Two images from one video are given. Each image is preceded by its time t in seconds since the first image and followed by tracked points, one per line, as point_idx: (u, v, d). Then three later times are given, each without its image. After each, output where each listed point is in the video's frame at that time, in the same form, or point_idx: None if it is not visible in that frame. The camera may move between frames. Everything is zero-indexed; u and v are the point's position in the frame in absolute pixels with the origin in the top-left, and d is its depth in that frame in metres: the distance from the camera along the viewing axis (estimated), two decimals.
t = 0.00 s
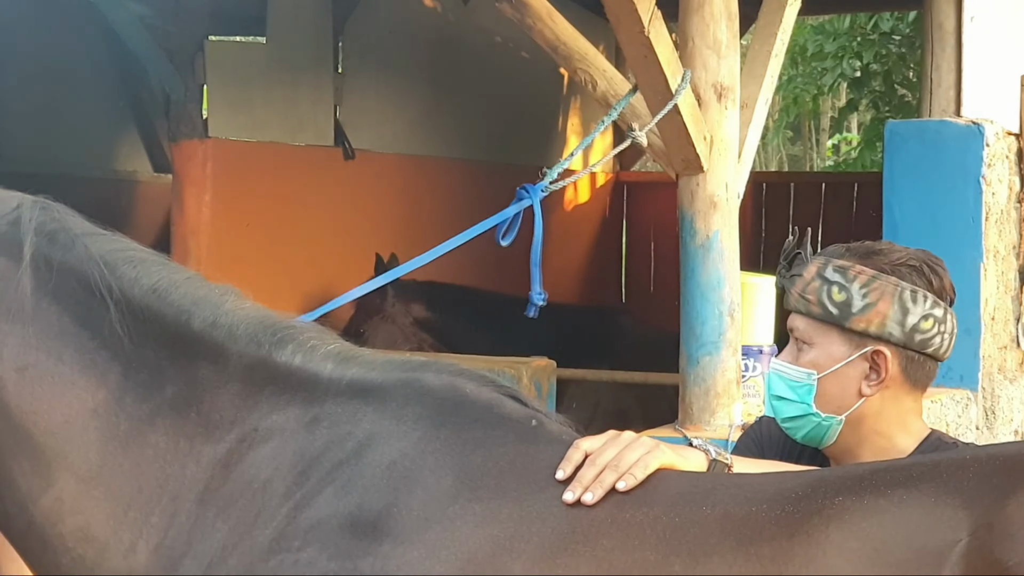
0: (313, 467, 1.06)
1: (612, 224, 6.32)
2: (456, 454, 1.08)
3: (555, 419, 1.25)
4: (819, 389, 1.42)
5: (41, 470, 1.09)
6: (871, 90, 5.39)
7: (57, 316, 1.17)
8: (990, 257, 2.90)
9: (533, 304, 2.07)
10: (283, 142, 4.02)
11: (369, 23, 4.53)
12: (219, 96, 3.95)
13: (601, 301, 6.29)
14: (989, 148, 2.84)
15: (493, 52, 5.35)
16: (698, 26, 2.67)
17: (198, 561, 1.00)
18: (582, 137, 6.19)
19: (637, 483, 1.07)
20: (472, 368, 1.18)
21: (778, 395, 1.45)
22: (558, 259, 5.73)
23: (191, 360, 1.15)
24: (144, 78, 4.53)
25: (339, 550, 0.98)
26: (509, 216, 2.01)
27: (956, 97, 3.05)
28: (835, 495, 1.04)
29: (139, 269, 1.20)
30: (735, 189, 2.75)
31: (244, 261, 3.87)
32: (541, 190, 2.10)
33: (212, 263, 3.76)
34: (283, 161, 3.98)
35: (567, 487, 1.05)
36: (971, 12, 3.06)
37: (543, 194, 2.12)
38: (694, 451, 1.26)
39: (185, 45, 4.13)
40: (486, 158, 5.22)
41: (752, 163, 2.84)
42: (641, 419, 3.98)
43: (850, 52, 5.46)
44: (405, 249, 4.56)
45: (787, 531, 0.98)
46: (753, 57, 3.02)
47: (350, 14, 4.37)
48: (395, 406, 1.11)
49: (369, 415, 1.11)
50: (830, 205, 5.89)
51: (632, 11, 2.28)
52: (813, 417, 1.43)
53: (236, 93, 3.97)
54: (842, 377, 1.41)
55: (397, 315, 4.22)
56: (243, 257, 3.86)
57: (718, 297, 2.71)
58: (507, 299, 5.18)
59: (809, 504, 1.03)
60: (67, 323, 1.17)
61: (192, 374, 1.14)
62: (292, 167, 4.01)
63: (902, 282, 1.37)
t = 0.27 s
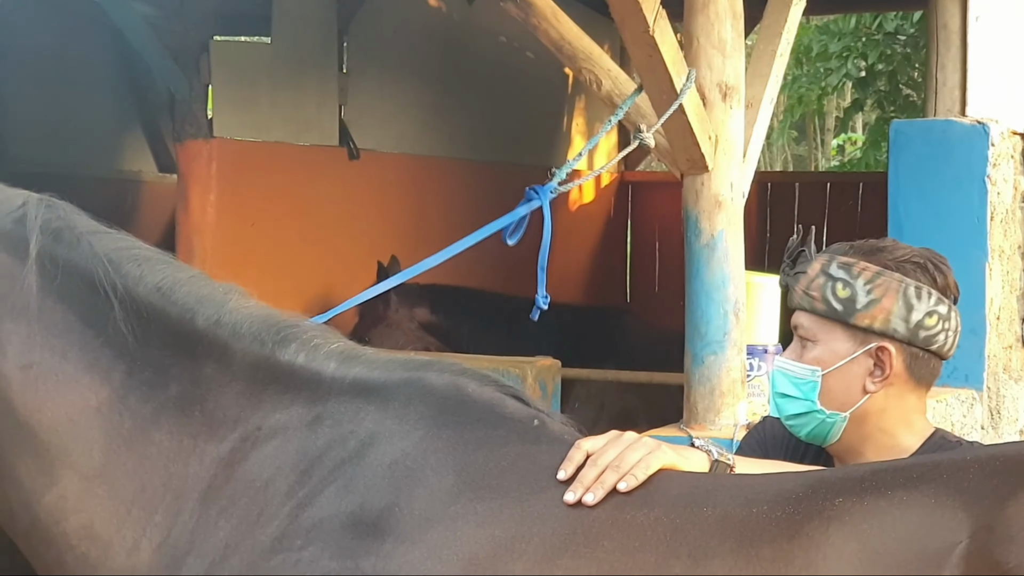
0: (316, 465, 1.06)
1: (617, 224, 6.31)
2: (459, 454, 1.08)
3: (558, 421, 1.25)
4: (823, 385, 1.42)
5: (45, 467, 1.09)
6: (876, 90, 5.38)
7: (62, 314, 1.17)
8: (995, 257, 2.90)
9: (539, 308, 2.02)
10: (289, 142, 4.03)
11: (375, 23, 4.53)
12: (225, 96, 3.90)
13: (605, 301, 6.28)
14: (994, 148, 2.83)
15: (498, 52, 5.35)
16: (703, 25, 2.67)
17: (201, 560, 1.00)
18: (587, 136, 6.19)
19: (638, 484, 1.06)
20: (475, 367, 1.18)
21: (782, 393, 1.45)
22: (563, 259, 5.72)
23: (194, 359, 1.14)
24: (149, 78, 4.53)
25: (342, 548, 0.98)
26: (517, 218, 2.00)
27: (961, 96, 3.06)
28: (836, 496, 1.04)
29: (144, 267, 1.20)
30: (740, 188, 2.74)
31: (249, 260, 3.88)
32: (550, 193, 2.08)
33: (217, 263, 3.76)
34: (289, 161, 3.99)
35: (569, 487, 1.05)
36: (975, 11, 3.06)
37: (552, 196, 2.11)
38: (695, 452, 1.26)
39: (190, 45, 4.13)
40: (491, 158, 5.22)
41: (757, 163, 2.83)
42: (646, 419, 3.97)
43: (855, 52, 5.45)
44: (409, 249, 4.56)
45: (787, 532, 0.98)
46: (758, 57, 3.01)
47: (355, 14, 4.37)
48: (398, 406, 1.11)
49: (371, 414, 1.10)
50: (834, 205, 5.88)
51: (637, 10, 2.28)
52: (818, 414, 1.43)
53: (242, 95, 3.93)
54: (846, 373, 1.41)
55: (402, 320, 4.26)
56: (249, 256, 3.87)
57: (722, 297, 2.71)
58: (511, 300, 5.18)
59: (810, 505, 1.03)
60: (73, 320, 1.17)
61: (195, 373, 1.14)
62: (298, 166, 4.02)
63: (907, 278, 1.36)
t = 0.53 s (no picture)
0: (316, 464, 1.06)
1: (621, 223, 6.30)
2: (459, 453, 1.08)
3: (560, 421, 1.24)
4: (830, 383, 1.41)
5: (44, 467, 1.08)
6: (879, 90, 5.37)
7: (60, 313, 1.17)
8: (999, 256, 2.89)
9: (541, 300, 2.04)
10: (292, 141, 4.03)
11: (378, 22, 4.53)
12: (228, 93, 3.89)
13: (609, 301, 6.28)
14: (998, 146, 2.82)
15: (501, 51, 5.35)
16: (706, 23, 2.66)
17: (202, 560, 1.00)
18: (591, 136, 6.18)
19: (638, 483, 1.06)
20: (474, 366, 1.18)
21: (787, 392, 1.44)
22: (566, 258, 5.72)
23: (195, 359, 1.14)
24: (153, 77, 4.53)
25: (342, 547, 0.98)
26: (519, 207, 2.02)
27: (965, 96, 3.02)
28: (836, 496, 1.04)
29: (144, 267, 1.19)
30: (743, 187, 2.74)
31: (253, 259, 3.88)
32: (550, 184, 2.08)
33: (220, 261, 3.77)
34: (292, 160, 3.99)
35: (569, 486, 1.05)
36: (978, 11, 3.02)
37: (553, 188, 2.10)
38: (696, 452, 1.26)
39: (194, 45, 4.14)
40: (495, 158, 5.21)
41: (760, 161, 2.83)
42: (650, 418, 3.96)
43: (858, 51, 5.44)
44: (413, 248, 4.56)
45: (786, 532, 0.98)
46: (761, 55, 3.00)
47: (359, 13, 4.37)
48: (398, 404, 1.11)
49: (372, 413, 1.10)
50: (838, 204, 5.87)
51: (640, 8, 2.27)
52: (825, 412, 1.42)
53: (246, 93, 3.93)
54: (853, 371, 1.40)
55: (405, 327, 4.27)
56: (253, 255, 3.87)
57: (725, 296, 2.70)
58: (514, 300, 5.18)
59: (810, 505, 1.02)
60: (71, 319, 1.16)
61: (196, 372, 1.14)
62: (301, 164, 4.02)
63: (913, 276, 1.36)
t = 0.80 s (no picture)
0: (316, 465, 1.06)
1: (624, 224, 6.31)
2: (459, 454, 1.08)
3: (563, 422, 1.24)
4: (835, 383, 1.41)
5: (44, 468, 1.08)
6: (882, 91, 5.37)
7: (60, 314, 1.17)
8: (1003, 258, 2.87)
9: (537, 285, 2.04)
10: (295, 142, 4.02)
11: (381, 23, 4.54)
12: (230, 95, 3.95)
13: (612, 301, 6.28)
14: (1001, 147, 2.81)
15: (504, 51, 5.36)
16: (709, 24, 2.66)
17: (202, 562, 1.00)
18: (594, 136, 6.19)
19: (637, 484, 1.06)
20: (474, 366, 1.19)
21: (792, 392, 1.44)
22: (569, 258, 5.73)
23: (194, 361, 1.14)
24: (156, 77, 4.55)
25: (342, 548, 0.98)
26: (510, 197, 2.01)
27: (967, 96, 3.04)
28: (836, 497, 1.04)
29: (141, 267, 1.19)
30: (746, 188, 2.74)
31: (257, 261, 3.87)
32: (547, 172, 2.08)
33: (223, 264, 3.77)
34: (296, 160, 3.98)
35: (569, 487, 1.05)
36: (982, 11, 3.03)
37: (550, 176, 2.10)
38: (697, 452, 1.26)
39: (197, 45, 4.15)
40: (498, 158, 5.21)
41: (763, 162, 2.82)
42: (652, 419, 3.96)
43: (861, 52, 5.45)
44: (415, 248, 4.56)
45: (785, 534, 0.98)
46: (764, 56, 3.00)
47: (362, 14, 4.36)
48: (398, 405, 1.11)
49: (372, 413, 1.10)
50: (840, 205, 5.87)
51: (642, 9, 2.27)
52: (829, 412, 1.42)
53: (247, 94, 3.97)
54: (857, 371, 1.40)
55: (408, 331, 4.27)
56: (256, 257, 3.86)
57: (728, 296, 2.70)
58: (517, 300, 5.18)
59: (810, 506, 1.02)
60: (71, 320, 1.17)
61: (196, 374, 1.14)
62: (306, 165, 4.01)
63: (919, 276, 1.36)
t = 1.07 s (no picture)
0: (363, 422, 1.30)
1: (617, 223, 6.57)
2: (479, 409, 1.31)
3: (554, 377, 1.47)
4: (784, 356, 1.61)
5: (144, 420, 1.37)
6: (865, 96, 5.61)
7: (157, 302, 1.37)
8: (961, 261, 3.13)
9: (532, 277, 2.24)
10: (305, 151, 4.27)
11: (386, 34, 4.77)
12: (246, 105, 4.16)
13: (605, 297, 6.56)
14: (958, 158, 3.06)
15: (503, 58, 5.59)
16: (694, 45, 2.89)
17: (272, 494, 1.27)
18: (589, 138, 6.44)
19: (623, 438, 1.29)
20: (494, 341, 1.40)
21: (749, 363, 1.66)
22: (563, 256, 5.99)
23: (262, 336, 1.37)
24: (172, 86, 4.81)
25: (383, 488, 1.22)
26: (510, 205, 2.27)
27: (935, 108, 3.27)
28: (785, 450, 1.27)
29: (225, 260, 1.38)
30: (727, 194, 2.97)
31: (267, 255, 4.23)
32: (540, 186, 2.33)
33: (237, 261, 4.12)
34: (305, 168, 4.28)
35: (567, 439, 1.27)
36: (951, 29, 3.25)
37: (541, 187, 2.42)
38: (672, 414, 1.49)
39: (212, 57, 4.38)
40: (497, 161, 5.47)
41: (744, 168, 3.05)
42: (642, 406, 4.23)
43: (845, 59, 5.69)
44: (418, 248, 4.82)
45: (742, 478, 1.21)
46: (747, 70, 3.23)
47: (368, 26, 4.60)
48: (430, 372, 1.34)
49: (408, 379, 1.33)
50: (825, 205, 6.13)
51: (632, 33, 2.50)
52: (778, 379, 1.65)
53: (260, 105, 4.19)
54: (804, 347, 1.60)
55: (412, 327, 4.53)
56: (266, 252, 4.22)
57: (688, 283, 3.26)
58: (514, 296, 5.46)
59: (764, 456, 1.26)
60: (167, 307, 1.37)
61: (263, 347, 1.37)
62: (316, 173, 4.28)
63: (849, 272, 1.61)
